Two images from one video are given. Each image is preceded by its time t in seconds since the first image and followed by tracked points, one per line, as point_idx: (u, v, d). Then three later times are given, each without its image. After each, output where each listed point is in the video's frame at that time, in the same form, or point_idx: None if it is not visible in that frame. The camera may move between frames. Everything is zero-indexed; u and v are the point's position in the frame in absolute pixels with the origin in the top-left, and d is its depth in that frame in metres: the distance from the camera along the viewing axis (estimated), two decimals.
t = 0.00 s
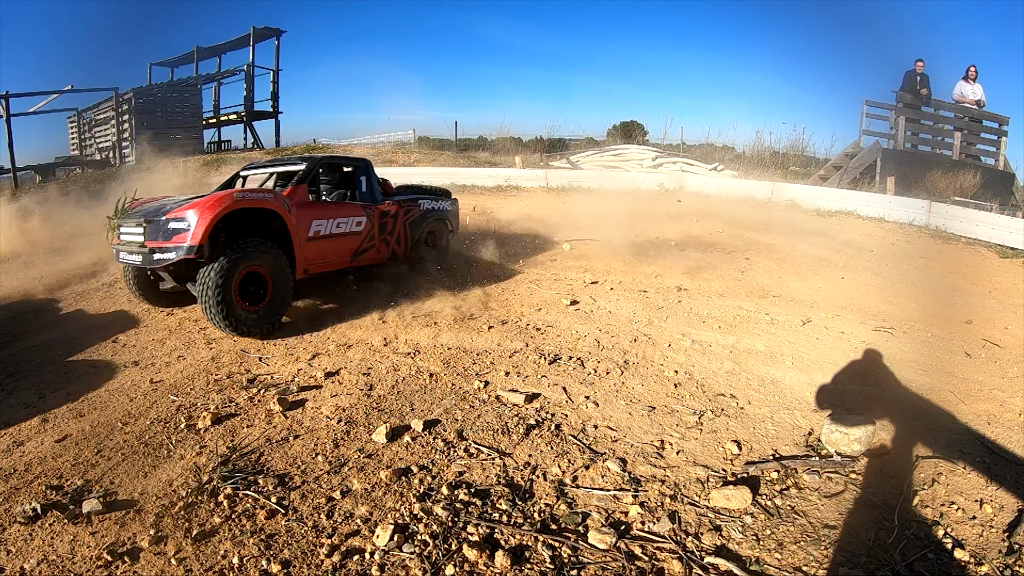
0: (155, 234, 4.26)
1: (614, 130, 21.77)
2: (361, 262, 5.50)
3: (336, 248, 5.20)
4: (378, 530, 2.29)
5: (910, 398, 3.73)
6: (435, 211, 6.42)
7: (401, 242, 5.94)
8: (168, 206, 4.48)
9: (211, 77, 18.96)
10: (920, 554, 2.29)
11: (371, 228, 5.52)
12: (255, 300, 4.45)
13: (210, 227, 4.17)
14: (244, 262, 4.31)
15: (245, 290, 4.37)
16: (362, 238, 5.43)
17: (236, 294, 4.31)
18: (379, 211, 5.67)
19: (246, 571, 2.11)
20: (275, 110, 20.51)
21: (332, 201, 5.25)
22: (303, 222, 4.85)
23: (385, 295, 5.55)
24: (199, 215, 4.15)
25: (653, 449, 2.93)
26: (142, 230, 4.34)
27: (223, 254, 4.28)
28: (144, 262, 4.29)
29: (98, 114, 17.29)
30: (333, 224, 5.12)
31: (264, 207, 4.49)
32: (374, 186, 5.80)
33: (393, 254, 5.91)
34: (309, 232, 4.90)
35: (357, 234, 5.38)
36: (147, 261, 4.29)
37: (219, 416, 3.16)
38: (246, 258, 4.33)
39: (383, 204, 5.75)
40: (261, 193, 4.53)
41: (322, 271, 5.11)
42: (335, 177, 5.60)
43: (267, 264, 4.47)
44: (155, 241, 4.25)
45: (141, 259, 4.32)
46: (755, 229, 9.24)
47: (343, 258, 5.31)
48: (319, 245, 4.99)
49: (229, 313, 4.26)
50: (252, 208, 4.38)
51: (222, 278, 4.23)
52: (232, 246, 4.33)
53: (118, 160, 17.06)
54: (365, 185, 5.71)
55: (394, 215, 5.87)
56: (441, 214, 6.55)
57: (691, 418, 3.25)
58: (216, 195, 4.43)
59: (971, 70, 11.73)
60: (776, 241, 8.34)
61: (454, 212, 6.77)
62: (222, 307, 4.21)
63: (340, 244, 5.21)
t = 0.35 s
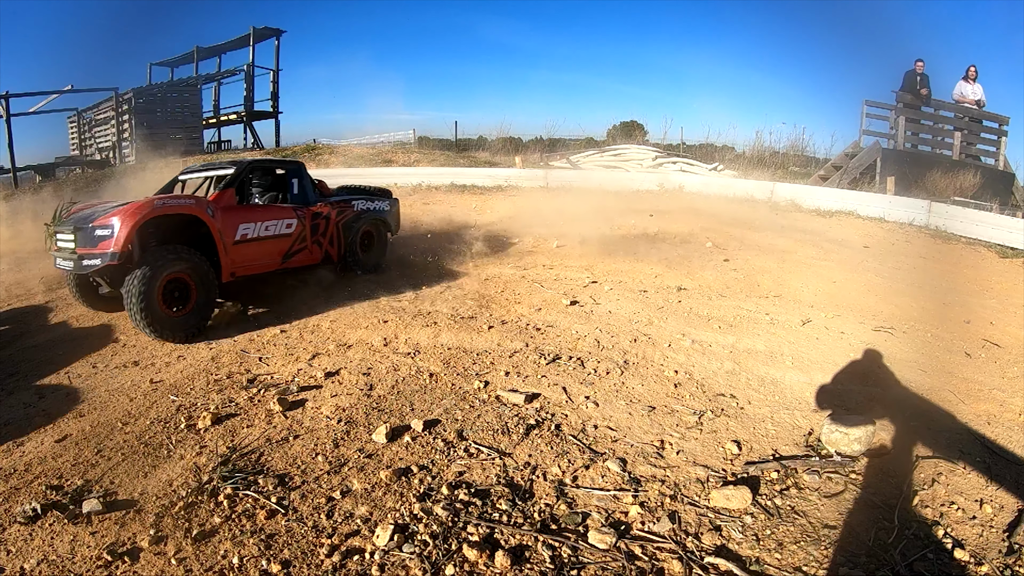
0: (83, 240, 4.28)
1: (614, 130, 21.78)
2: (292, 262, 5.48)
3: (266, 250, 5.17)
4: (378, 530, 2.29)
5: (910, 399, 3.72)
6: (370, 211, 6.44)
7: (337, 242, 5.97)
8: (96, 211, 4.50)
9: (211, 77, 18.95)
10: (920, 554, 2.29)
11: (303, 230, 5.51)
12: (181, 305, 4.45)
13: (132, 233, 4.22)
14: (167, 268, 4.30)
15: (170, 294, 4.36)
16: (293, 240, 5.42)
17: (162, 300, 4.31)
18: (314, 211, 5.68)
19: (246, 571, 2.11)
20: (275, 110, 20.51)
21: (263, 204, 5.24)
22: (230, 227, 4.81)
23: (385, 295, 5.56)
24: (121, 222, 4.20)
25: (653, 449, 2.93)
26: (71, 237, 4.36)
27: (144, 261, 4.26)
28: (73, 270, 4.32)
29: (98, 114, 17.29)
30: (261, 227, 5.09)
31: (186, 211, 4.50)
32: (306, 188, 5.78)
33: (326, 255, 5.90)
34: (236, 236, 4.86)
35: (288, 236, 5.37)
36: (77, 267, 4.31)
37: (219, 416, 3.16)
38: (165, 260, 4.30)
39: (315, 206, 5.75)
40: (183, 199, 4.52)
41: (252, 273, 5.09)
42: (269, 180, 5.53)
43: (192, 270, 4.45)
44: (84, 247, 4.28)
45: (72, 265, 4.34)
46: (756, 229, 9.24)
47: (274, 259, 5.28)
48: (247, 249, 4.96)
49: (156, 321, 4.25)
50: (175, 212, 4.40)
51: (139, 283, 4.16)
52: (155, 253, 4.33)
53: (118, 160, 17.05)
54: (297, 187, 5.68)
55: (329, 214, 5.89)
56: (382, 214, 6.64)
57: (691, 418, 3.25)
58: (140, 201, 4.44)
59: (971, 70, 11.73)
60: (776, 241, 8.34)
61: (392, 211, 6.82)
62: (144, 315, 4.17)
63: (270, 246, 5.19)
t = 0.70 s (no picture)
0: (16, 248, 4.28)
1: (614, 130, 21.78)
2: (225, 263, 5.53)
3: (196, 252, 5.20)
4: (378, 530, 2.29)
5: (910, 399, 3.72)
6: (305, 209, 6.46)
7: (271, 242, 6.02)
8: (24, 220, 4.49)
9: (211, 77, 18.93)
10: (920, 554, 2.29)
11: (234, 230, 5.56)
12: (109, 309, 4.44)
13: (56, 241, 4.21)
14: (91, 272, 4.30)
15: (95, 299, 4.34)
16: (224, 241, 5.47)
17: (88, 305, 4.31)
18: (246, 212, 5.71)
19: (246, 571, 2.11)
20: (275, 110, 20.52)
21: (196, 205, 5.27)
22: (156, 230, 4.84)
23: (384, 295, 5.56)
24: (47, 228, 4.20)
25: (653, 449, 2.93)
26: (4, 245, 4.36)
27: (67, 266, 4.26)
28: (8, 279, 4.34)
29: (98, 114, 17.27)
30: (190, 229, 5.12)
31: (112, 215, 4.52)
32: (239, 188, 5.78)
33: (260, 255, 5.94)
34: (163, 239, 4.89)
35: (217, 237, 5.41)
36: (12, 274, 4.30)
37: (219, 416, 3.16)
38: (88, 266, 4.30)
39: (247, 206, 5.77)
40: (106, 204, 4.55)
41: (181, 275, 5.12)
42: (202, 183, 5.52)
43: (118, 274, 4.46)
44: (17, 255, 4.28)
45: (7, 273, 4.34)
46: (756, 229, 9.24)
47: (205, 261, 5.31)
48: (175, 251, 5.00)
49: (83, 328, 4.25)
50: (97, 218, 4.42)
51: (62, 290, 4.16)
52: (78, 258, 4.33)
53: (118, 160, 17.03)
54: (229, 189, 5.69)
55: (262, 215, 5.91)
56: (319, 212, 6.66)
57: (691, 419, 3.25)
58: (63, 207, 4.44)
59: (971, 70, 11.73)
60: (775, 241, 8.34)
61: (330, 209, 6.81)
62: (69, 321, 4.18)
63: (200, 248, 5.22)
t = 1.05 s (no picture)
0: None
1: (614, 130, 21.78)
2: (160, 269, 5.40)
3: (128, 259, 5.09)
4: (378, 530, 2.29)
5: (910, 399, 3.72)
6: (243, 214, 6.25)
7: (207, 249, 5.84)
8: None
9: (211, 76, 18.92)
10: (920, 554, 2.29)
11: (167, 237, 5.42)
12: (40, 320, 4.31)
13: None
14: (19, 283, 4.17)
15: (24, 310, 4.20)
16: (156, 249, 5.33)
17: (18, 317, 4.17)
18: (178, 218, 5.56)
19: (246, 571, 2.11)
20: (275, 110, 20.51)
21: (124, 214, 5.17)
22: (86, 238, 4.74)
23: (384, 295, 5.56)
24: None
25: (653, 449, 2.93)
26: None
27: None
28: None
29: (98, 114, 17.25)
30: (121, 236, 5.01)
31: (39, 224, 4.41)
32: (172, 194, 5.65)
33: (196, 262, 5.78)
34: (94, 247, 4.79)
35: (150, 245, 5.28)
36: None
37: (219, 416, 3.16)
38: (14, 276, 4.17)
39: (181, 211, 5.63)
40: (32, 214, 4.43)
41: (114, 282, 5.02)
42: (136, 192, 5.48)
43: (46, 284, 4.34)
44: None
45: None
46: (756, 228, 9.24)
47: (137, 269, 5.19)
48: (106, 260, 4.89)
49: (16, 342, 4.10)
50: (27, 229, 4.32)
51: None
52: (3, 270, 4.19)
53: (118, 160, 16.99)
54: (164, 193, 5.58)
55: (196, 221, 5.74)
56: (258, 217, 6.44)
57: (691, 418, 3.25)
58: None
59: (971, 70, 11.73)
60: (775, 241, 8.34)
61: (268, 212, 6.61)
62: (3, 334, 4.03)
63: (132, 256, 5.11)
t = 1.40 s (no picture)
0: None
1: (614, 130, 21.79)
2: (86, 281, 5.35)
3: (55, 271, 5.08)
4: (378, 530, 2.29)
5: (910, 399, 3.71)
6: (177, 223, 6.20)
7: (139, 259, 5.77)
8: None
9: (211, 76, 18.92)
10: (920, 554, 2.29)
11: (93, 247, 5.38)
12: None
13: None
14: None
15: None
16: (83, 260, 5.31)
17: None
18: (104, 228, 5.50)
19: (246, 571, 2.11)
20: (275, 110, 20.51)
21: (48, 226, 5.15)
22: (8, 251, 4.74)
23: (384, 295, 5.56)
24: None
25: (653, 449, 2.93)
26: None
27: None
28: None
29: (99, 114, 17.26)
30: (45, 249, 5.01)
31: None
32: (102, 205, 5.62)
33: (127, 273, 5.70)
34: (17, 260, 4.80)
35: (76, 257, 5.25)
36: None
37: (219, 416, 3.16)
38: None
39: (109, 222, 5.58)
40: None
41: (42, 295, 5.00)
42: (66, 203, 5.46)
43: None
44: None
45: None
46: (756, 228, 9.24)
47: (64, 281, 5.18)
48: (31, 272, 4.89)
49: None
50: None
51: None
52: None
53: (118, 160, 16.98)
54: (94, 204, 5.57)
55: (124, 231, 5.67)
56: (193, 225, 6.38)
57: (691, 418, 3.25)
58: None
59: (971, 70, 11.72)
60: (775, 241, 8.34)
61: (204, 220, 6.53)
62: None
63: (58, 268, 5.10)
